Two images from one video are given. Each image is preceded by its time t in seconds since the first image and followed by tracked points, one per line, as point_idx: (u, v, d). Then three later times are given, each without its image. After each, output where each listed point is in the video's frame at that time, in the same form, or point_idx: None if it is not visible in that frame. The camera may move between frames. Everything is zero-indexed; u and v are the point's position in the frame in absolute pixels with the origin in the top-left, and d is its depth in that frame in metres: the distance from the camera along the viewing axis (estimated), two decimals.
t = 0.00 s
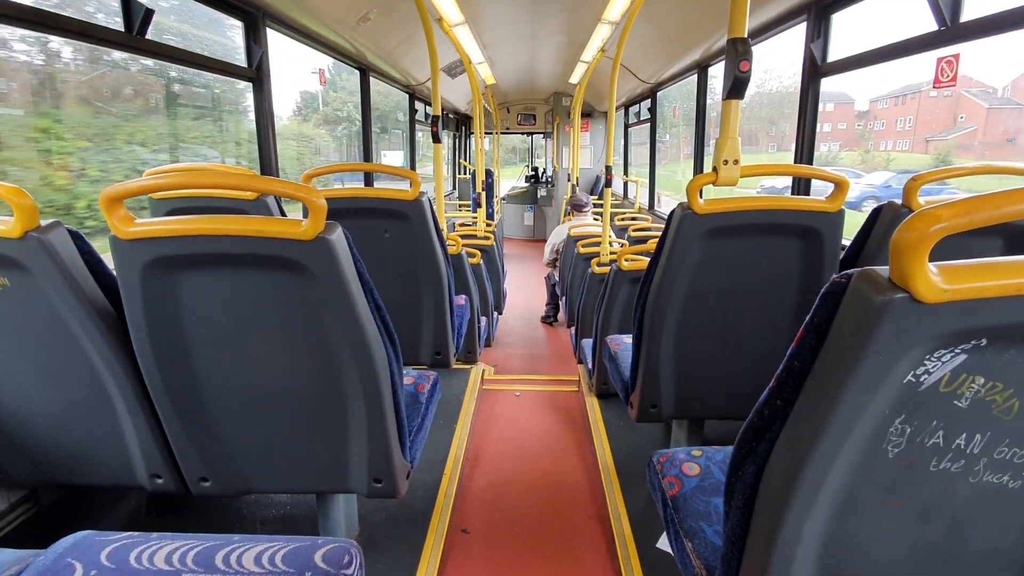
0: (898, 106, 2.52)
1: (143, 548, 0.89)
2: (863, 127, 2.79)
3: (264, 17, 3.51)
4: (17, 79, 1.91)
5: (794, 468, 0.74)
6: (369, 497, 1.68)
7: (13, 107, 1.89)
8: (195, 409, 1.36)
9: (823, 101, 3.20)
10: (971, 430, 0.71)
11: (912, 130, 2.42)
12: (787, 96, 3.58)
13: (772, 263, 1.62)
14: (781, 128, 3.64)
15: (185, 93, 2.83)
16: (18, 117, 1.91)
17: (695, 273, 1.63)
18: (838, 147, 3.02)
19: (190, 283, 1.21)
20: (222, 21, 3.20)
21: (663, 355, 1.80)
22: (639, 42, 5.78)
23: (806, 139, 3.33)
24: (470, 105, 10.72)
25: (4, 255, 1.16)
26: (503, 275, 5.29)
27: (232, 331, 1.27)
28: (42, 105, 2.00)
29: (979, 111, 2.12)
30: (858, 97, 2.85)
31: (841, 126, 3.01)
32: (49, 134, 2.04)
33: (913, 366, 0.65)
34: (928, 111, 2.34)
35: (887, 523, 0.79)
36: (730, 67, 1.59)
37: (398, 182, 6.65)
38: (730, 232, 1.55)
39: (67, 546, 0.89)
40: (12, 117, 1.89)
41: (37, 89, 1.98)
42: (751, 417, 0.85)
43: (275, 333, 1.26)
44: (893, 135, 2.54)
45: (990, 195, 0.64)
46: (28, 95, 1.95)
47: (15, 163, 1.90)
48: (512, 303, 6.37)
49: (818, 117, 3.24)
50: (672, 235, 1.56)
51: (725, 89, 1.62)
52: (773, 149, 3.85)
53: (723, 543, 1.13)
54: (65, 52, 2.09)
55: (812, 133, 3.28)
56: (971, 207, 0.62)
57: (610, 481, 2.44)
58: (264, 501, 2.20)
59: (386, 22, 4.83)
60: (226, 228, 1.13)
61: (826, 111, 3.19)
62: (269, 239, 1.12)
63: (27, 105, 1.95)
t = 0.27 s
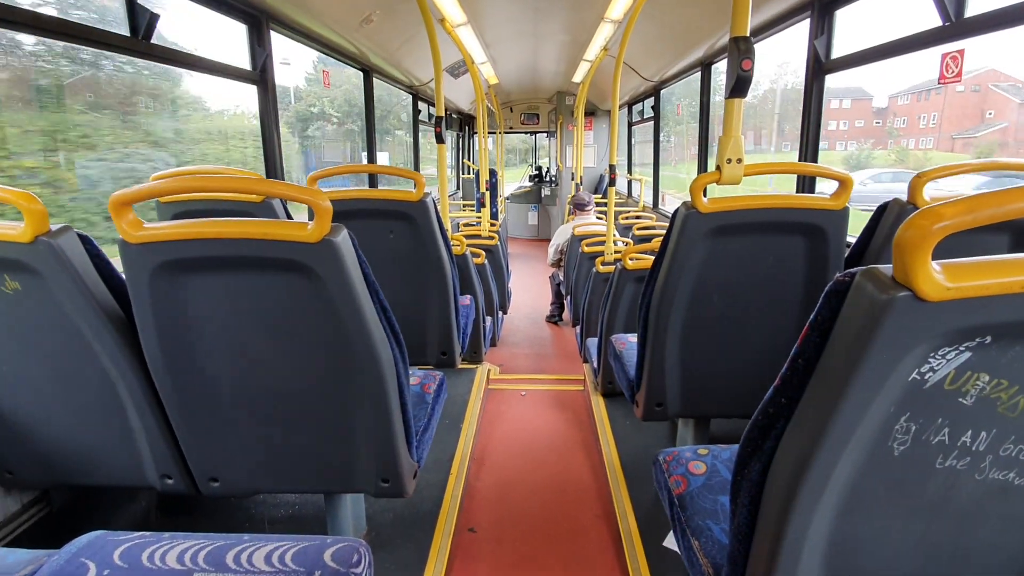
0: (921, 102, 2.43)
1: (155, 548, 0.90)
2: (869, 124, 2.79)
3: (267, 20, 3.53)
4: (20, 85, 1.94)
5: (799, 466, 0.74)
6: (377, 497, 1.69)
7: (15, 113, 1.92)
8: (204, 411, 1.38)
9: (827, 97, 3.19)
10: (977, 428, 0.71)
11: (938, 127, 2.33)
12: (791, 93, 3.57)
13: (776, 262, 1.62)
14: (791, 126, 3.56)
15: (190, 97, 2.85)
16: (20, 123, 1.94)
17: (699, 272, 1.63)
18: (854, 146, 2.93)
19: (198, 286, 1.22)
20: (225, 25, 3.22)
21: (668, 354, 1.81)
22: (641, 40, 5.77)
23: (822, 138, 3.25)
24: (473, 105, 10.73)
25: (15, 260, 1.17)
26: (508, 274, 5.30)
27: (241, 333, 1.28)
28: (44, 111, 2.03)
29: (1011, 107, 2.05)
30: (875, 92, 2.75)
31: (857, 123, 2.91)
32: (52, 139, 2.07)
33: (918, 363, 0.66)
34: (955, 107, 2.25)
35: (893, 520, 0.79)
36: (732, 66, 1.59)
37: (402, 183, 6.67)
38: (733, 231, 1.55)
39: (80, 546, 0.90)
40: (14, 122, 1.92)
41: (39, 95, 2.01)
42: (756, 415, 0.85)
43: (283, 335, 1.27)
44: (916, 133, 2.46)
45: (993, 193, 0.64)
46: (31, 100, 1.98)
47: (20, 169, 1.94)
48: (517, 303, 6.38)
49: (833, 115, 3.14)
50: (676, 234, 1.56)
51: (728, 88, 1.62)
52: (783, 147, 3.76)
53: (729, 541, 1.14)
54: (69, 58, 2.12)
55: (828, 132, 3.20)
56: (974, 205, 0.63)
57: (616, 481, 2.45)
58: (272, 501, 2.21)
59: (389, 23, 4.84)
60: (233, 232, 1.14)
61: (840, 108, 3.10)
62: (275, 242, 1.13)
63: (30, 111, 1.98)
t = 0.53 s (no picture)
0: (941, 101, 2.36)
1: (173, 544, 0.91)
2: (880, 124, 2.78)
3: (277, 21, 3.55)
4: (34, 86, 1.96)
5: (819, 466, 0.74)
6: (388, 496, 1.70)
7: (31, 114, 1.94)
8: (219, 409, 1.39)
9: (837, 97, 3.18)
10: (999, 429, 0.71)
11: (965, 125, 2.23)
12: (801, 93, 3.56)
13: (789, 262, 1.62)
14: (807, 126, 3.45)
15: (201, 97, 2.88)
16: (35, 124, 1.96)
17: (712, 272, 1.63)
18: (870, 146, 2.87)
19: (214, 285, 1.22)
20: (236, 27, 3.25)
21: (680, 355, 1.80)
22: (649, 40, 5.77)
23: (841, 138, 3.15)
24: (480, 105, 10.75)
25: (35, 259, 1.19)
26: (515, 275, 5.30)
27: (256, 332, 1.29)
28: (59, 113, 2.05)
29: None
30: (896, 91, 2.67)
31: (875, 122, 2.82)
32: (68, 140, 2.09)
33: (940, 364, 0.65)
34: (981, 104, 2.16)
35: (913, 522, 0.79)
36: (746, 65, 1.59)
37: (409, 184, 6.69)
38: (746, 231, 1.55)
39: (99, 542, 0.90)
40: (29, 123, 1.94)
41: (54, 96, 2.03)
42: (774, 416, 0.85)
43: (298, 334, 1.28)
44: (937, 132, 2.38)
45: (1017, 192, 0.64)
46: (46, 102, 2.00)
47: (34, 168, 1.96)
48: (523, 304, 6.38)
49: (850, 114, 3.05)
50: (688, 235, 1.56)
51: (741, 87, 1.61)
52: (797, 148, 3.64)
53: (744, 542, 1.14)
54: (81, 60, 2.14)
55: (846, 132, 3.10)
56: (999, 204, 0.62)
57: (626, 482, 2.44)
58: (282, 500, 2.23)
59: (397, 24, 4.86)
60: (250, 231, 1.14)
61: (858, 106, 3.00)
62: (292, 241, 1.14)
63: (45, 112, 1.99)
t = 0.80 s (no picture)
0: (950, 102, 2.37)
1: (178, 544, 0.91)
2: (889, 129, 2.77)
3: (285, 24, 3.57)
4: (52, 91, 1.97)
5: (825, 472, 0.74)
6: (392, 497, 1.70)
7: (49, 118, 1.96)
8: (225, 410, 1.39)
9: (845, 100, 3.17)
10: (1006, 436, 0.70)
11: (994, 125, 2.16)
12: (808, 95, 3.55)
13: (795, 267, 1.61)
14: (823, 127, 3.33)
15: (210, 99, 2.89)
16: (52, 127, 1.98)
17: (717, 275, 1.62)
18: (877, 149, 2.87)
19: (221, 286, 1.23)
20: (245, 29, 3.27)
21: (684, 358, 1.80)
22: (656, 43, 5.76)
23: (859, 138, 3.04)
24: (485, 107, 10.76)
25: (44, 259, 1.20)
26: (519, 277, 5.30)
27: (262, 333, 1.29)
28: (76, 116, 2.07)
29: None
30: (915, 88, 2.60)
31: (894, 121, 2.73)
32: (82, 142, 2.10)
33: (948, 371, 0.65)
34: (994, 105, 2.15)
35: (920, 528, 0.79)
36: (753, 68, 1.58)
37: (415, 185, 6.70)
38: (752, 235, 1.54)
39: (105, 541, 0.91)
40: (46, 127, 1.96)
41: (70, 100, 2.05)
42: (780, 421, 0.85)
43: (303, 335, 1.29)
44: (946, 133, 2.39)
45: None
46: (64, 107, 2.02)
47: (48, 170, 1.97)
48: (528, 306, 6.38)
49: (868, 112, 2.95)
50: (694, 238, 1.56)
51: (748, 91, 1.61)
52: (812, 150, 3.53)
53: (748, 547, 1.13)
54: (92, 62, 2.15)
55: (864, 132, 2.99)
56: (1007, 210, 0.62)
57: (630, 485, 2.43)
58: (287, 500, 2.23)
59: (404, 26, 4.88)
60: (257, 233, 1.15)
61: (877, 104, 2.89)
62: (298, 243, 1.14)
63: (62, 116, 2.01)
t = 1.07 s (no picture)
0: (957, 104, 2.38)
1: (180, 543, 0.91)
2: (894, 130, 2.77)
3: (290, 25, 3.58)
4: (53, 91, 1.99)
5: (827, 475, 0.73)
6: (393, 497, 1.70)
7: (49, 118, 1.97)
8: (227, 409, 1.40)
9: (849, 102, 3.16)
10: (1009, 439, 0.70)
11: None
12: (812, 97, 3.55)
13: (797, 268, 1.61)
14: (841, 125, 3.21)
15: (214, 100, 2.91)
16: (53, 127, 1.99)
17: (720, 276, 1.62)
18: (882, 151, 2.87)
19: (224, 286, 1.24)
20: (249, 30, 3.28)
21: (687, 359, 1.80)
22: (660, 44, 5.76)
23: (878, 136, 2.92)
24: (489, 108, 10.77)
25: (49, 259, 1.20)
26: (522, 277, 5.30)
27: (264, 333, 1.29)
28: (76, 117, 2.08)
29: None
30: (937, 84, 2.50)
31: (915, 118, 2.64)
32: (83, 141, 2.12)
33: (950, 373, 0.65)
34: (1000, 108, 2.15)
35: (921, 532, 0.79)
36: (756, 70, 1.58)
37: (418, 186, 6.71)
38: (755, 236, 1.54)
39: (108, 539, 0.91)
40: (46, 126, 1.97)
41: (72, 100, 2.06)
42: (781, 422, 0.85)
43: (305, 335, 1.29)
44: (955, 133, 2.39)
45: None
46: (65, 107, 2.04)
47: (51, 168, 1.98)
48: (531, 307, 6.38)
49: (888, 110, 2.82)
50: (697, 240, 1.56)
51: (751, 92, 1.61)
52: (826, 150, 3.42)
53: (750, 549, 1.13)
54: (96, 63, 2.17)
55: (883, 130, 2.88)
56: (1010, 212, 0.62)
57: (631, 486, 2.43)
58: (289, 500, 2.24)
59: (409, 27, 4.88)
60: (260, 233, 1.15)
61: (897, 101, 2.77)
62: (301, 243, 1.15)
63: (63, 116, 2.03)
